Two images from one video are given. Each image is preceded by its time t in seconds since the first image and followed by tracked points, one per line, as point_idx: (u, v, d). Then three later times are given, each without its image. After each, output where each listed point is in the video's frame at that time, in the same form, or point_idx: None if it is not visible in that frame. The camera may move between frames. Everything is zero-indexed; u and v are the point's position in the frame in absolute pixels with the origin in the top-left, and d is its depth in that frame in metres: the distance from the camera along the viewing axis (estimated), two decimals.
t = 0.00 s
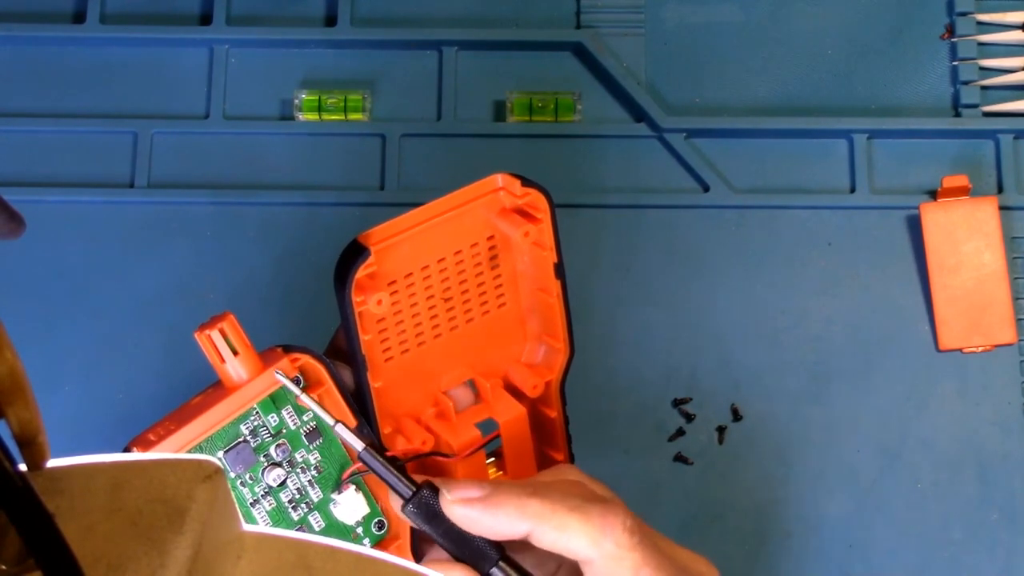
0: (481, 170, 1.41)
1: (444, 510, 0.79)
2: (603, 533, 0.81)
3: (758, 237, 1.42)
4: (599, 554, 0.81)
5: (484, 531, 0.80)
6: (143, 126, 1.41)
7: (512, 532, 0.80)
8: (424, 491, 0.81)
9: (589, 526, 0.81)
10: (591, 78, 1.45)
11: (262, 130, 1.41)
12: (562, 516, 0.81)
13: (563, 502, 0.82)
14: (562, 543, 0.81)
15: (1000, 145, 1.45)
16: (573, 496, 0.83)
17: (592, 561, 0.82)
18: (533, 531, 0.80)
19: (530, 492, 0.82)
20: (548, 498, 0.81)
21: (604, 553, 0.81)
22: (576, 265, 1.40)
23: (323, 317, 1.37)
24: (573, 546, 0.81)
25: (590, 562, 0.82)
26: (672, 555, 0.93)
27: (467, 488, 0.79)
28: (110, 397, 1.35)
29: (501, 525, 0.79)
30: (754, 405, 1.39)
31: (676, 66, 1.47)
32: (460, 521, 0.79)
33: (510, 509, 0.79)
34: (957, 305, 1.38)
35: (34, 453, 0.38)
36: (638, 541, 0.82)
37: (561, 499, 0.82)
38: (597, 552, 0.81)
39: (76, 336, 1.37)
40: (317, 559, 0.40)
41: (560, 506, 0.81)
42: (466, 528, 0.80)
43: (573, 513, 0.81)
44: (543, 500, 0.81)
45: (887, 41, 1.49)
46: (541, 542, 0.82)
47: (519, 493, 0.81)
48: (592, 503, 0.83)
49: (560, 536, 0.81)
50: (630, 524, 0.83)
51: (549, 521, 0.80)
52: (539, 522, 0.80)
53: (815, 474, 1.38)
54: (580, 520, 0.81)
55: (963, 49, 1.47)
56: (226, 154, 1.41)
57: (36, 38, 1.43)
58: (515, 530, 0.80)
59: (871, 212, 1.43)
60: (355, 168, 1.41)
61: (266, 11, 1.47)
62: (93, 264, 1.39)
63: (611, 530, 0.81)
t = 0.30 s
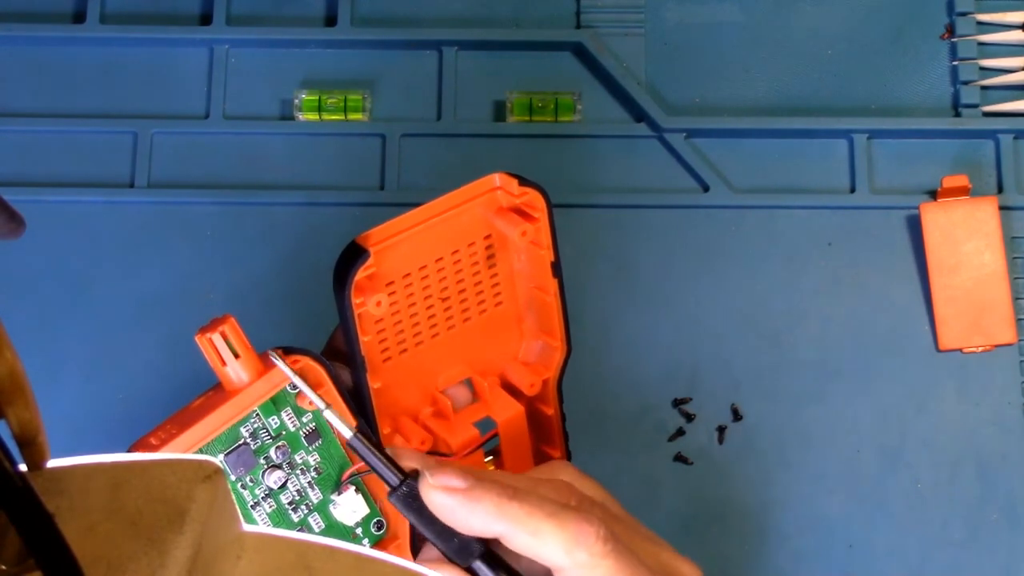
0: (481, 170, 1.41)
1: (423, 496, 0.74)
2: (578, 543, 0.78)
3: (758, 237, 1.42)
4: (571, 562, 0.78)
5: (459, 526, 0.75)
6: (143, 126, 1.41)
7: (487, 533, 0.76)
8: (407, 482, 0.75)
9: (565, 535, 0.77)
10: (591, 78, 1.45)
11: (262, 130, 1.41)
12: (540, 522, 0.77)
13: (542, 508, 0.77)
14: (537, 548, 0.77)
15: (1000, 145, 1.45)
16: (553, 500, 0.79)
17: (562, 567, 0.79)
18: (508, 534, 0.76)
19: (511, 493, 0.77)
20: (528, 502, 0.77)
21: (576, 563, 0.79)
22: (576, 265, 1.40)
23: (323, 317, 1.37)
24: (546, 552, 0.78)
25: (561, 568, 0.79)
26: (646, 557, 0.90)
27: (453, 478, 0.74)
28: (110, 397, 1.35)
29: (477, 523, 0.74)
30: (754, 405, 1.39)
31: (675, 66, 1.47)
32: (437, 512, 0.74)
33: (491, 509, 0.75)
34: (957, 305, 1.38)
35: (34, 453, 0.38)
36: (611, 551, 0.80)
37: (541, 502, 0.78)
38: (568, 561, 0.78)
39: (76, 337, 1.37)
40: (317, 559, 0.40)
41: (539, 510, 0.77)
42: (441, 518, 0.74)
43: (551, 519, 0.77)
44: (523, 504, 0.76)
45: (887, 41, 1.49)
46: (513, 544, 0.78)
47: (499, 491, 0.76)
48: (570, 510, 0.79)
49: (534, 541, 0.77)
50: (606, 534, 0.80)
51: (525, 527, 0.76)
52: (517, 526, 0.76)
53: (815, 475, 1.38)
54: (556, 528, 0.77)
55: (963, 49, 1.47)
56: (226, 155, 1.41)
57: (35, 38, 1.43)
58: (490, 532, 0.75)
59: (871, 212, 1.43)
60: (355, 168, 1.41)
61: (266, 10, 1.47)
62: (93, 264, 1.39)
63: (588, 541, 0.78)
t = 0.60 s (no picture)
0: (481, 170, 1.41)
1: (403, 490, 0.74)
2: (560, 539, 0.77)
3: (757, 237, 1.42)
4: (552, 558, 0.77)
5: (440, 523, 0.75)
6: (143, 126, 1.41)
7: (468, 529, 0.75)
8: (391, 478, 0.77)
9: (546, 532, 0.77)
10: (591, 78, 1.45)
11: (262, 130, 1.41)
12: (520, 519, 0.76)
13: (523, 505, 0.77)
14: (517, 545, 0.77)
15: (1000, 145, 1.45)
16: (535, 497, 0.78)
17: (544, 565, 0.78)
18: (489, 531, 0.75)
19: (491, 489, 0.76)
20: (510, 499, 0.76)
21: (558, 560, 0.77)
22: (576, 265, 1.40)
23: (323, 317, 1.37)
24: (527, 548, 0.77)
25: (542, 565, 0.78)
26: (635, 556, 0.89)
27: (435, 472, 0.74)
28: (110, 397, 1.35)
29: (459, 519, 0.74)
30: (754, 405, 1.39)
31: (675, 66, 1.47)
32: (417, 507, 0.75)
33: (471, 504, 0.74)
34: (958, 305, 1.38)
35: (34, 453, 0.38)
36: (595, 548, 0.78)
37: (521, 500, 0.77)
38: (549, 557, 0.77)
39: (76, 336, 1.37)
40: (317, 560, 0.40)
41: (519, 508, 0.76)
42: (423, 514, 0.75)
43: (532, 517, 0.77)
44: (504, 501, 0.76)
45: (887, 41, 1.49)
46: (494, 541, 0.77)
47: (480, 488, 0.76)
48: (550, 507, 0.78)
49: (514, 538, 0.77)
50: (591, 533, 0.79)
51: (505, 523, 0.76)
52: (497, 523, 0.75)
53: (815, 474, 1.38)
54: (537, 526, 0.76)
55: (963, 49, 1.47)
56: (226, 154, 1.41)
57: (35, 38, 1.43)
58: (471, 528, 0.75)
59: (871, 212, 1.43)
60: (355, 168, 1.41)
61: (266, 11, 1.47)
62: (93, 264, 1.39)
63: (570, 538, 0.77)
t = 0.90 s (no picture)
0: (481, 170, 1.41)
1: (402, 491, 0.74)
2: (563, 536, 0.77)
3: (757, 237, 1.42)
4: (555, 555, 0.78)
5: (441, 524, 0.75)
6: (143, 126, 1.41)
7: (471, 531, 0.75)
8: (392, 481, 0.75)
9: (548, 530, 0.77)
10: (590, 78, 1.45)
11: (262, 130, 1.41)
12: (523, 517, 0.77)
13: (524, 504, 0.77)
14: (521, 543, 0.77)
15: (1000, 145, 1.45)
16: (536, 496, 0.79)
17: (547, 563, 0.79)
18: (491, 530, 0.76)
19: (493, 489, 0.77)
20: (511, 498, 0.77)
21: (561, 557, 0.78)
22: (576, 265, 1.40)
23: (323, 317, 1.37)
24: (531, 547, 0.78)
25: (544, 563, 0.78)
26: (637, 554, 0.89)
27: (437, 472, 0.74)
28: (110, 397, 1.35)
29: (460, 519, 0.75)
30: (754, 405, 1.39)
31: (675, 66, 1.47)
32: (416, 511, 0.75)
33: (474, 505, 0.74)
34: (958, 305, 1.38)
35: (34, 453, 0.38)
36: (597, 547, 0.79)
37: (522, 498, 0.78)
38: (552, 555, 0.78)
39: (75, 337, 1.37)
40: (318, 560, 0.40)
41: (521, 506, 0.77)
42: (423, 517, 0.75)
43: (535, 515, 0.77)
44: (506, 500, 0.76)
45: (887, 41, 1.49)
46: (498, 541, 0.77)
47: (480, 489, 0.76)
48: (551, 506, 0.79)
49: (517, 537, 0.77)
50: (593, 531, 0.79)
51: (508, 521, 0.76)
52: (500, 522, 0.76)
53: (815, 474, 1.38)
54: (539, 523, 0.77)
55: (963, 49, 1.47)
56: (226, 155, 1.41)
57: (35, 38, 1.43)
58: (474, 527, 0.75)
59: (871, 212, 1.43)
60: (355, 168, 1.41)
61: (266, 11, 1.46)
62: (93, 264, 1.39)
63: (572, 535, 0.78)
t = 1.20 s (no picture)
0: (480, 170, 1.41)
1: (514, 513, 0.87)
2: (669, 490, 0.89)
3: (757, 237, 1.42)
4: (667, 511, 0.89)
5: (560, 520, 0.87)
6: (143, 126, 1.41)
7: (588, 509, 0.87)
8: (493, 514, 0.83)
9: (655, 486, 0.89)
10: (590, 78, 1.45)
11: (262, 130, 1.41)
12: (630, 481, 0.88)
13: (627, 471, 0.89)
14: (633, 507, 0.88)
15: (1000, 145, 1.45)
16: (634, 466, 0.91)
17: (661, 524, 0.89)
18: (607, 502, 0.87)
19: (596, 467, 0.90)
20: (614, 469, 0.89)
21: (672, 512, 0.89)
22: (576, 265, 1.40)
23: (322, 317, 1.37)
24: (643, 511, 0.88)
25: (660, 523, 0.89)
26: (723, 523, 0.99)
27: (534, 489, 0.88)
28: (110, 397, 1.35)
29: (575, 505, 0.87)
30: (754, 406, 1.39)
31: (675, 66, 1.47)
32: (537, 519, 0.87)
33: (581, 486, 0.87)
34: (957, 305, 1.38)
35: (34, 452, 0.38)
36: (699, 497, 0.91)
37: (624, 469, 0.90)
38: (665, 512, 0.89)
39: (75, 337, 1.37)
40: (318, 560, 0.40)
41: (625, 473, 0.89)
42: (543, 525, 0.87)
43: (639, 478, 0.89)
44: (610, 471, 0.89)
45: (887, 41, 1.49)
46: (613, 514, 0.88)
47: (583, 472, 0.89)
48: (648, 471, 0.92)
49: (629, 502, 0.88)
50: (692, 484, 0.92)
51: (617, 489, 0.88)
52: (611, 491, 0.87)
53: (815, 475, 1.38)
54: (645, 484, 0.89)
55: (963, 49, 1.47)
56: (226, 154, 1.41)
57: (35, 38, 1.43)
58: (590, 505, 0.87)
59: (871, 212, 1.43)
60: (355, 168, 1.41)
61: (266, 11, 1.46)
62: (93, 264, 1.39)
63: (674, 488, 0.90)
